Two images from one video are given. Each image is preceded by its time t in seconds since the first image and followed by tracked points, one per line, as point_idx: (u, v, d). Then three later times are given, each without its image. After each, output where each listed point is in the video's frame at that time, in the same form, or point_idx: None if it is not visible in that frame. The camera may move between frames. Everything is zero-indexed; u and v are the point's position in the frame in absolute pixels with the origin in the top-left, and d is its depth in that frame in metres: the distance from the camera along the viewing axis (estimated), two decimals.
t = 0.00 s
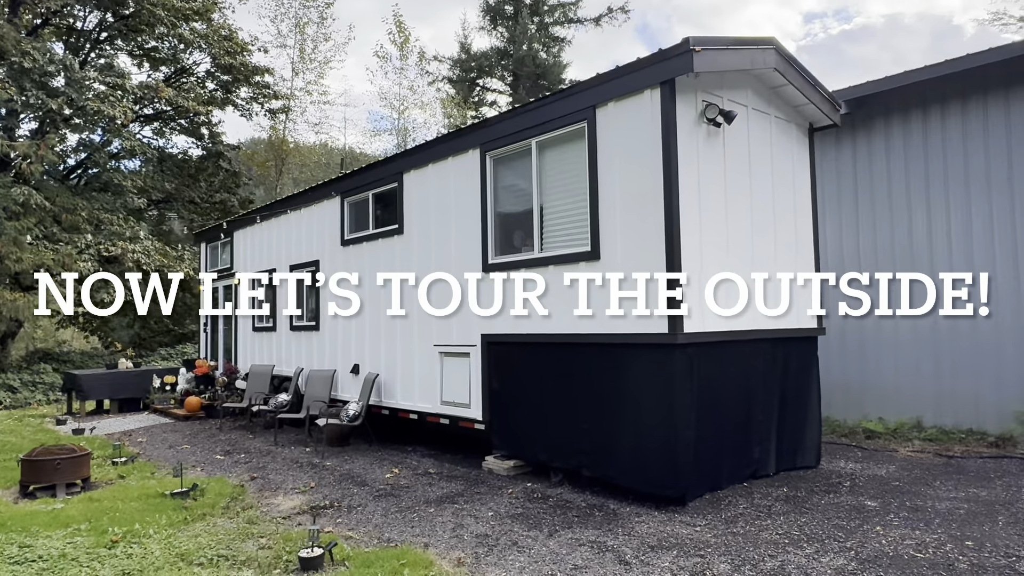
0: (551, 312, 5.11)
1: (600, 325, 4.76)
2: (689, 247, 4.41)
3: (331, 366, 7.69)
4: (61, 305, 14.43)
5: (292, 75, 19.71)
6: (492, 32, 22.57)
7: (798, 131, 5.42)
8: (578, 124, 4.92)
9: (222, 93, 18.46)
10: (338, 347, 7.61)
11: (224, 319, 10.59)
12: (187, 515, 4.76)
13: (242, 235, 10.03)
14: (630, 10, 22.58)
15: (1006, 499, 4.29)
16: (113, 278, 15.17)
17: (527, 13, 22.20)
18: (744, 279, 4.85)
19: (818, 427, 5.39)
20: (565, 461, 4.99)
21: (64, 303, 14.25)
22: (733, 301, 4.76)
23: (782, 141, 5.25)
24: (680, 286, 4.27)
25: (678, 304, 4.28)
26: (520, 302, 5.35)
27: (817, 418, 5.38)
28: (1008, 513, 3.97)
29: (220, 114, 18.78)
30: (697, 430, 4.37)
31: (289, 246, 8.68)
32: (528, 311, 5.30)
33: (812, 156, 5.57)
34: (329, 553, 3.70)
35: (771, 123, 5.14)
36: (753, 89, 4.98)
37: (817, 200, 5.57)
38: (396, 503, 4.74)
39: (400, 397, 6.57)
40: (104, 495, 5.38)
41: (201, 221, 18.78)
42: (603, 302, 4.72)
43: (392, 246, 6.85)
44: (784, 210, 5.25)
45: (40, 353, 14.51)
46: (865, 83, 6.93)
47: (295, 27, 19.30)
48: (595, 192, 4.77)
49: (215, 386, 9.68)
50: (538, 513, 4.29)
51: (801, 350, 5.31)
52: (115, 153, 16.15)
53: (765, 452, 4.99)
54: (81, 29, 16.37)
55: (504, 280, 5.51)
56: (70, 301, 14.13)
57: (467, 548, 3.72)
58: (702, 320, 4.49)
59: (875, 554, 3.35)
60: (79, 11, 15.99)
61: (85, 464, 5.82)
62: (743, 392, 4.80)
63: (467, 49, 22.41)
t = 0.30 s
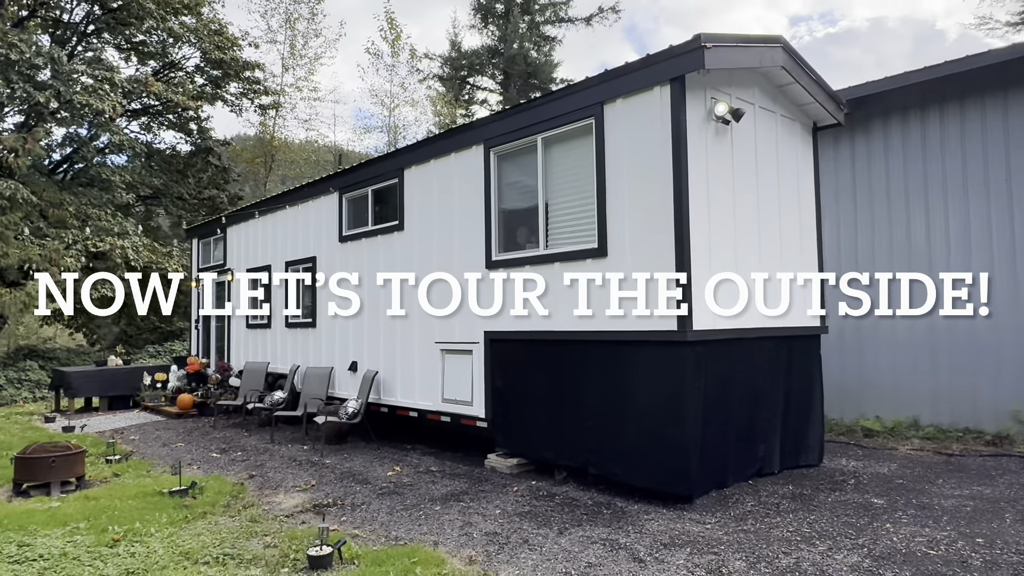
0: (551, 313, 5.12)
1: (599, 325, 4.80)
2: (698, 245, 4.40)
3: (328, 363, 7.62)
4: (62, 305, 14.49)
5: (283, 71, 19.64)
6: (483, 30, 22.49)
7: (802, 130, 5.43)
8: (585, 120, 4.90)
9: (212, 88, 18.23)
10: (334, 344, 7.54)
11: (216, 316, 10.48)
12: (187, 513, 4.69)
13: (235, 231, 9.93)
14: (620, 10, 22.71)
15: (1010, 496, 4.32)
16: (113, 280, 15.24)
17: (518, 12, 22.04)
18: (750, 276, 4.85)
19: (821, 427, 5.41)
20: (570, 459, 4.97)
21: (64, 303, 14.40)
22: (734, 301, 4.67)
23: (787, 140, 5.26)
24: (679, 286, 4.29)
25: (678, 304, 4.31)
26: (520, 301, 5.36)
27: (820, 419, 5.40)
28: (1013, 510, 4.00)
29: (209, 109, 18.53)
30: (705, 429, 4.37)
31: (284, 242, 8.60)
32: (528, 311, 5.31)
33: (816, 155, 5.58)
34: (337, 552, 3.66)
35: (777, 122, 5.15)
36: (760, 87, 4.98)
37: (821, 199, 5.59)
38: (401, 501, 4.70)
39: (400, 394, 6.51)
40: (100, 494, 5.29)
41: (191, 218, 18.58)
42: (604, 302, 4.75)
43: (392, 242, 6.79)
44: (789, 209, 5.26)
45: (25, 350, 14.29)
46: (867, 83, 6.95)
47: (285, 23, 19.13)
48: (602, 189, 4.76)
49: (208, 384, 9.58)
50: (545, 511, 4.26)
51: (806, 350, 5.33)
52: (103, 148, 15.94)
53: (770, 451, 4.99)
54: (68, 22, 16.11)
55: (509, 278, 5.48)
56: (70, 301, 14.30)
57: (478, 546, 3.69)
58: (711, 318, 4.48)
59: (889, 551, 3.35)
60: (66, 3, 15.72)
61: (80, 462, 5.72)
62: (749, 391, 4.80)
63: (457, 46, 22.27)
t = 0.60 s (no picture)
0: (551, 313, 5.16)
1: (599, 325, 4.84)
2: (708, 244, 4.43)
3: (327, 362, 7.59)
4: (61, 305, 14.50)
5: (273, 69, 19.50)
6: (473, 30, 21.71)
7: (807, 132, 5.49)
8: (594, 119, 4.92)
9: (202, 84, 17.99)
10: (333, 342, 7.51)
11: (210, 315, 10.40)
12: (193, 511, 4.64)
13: (230, 228, 9.89)
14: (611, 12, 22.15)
15: (1012, 494, 4.38)
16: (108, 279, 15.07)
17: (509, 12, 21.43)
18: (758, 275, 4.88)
19: (823, 427, 5.45)
20: (576, 457, 4.97)
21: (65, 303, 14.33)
22: (732, 300, 4.63)
23: (793, 141, 5.31)
24: (679, 286, 4.39)
25: (678, 304, 4.39)
26: (520, 301, 5.40)
27: (822, 420, 5.45)
28: (1018, 507, 4.06)
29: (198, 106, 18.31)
30: (712, 427, 4.39)
31: (282, 240, 8.56)
32: (528, 311, 5.35)
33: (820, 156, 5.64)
34: (352, 549, 3.63)
35: (783, 123, 5.20)
36: (767, 87, 5.02)
37: (824, 200, 5.64)
38: (409, 499, 4.68)
39: (401, 393, 6.49)
40: (101, 492, 5.22)
41: (180, 215, 18.40)
42: (604, 302, 4.80)
43: (394, 241, 6.77)
44: (794, 209, 5.31)
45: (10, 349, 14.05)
46: (870, 84, 6.99)
47: (276, 20, 18.96)
48: (611, 188, 4.78)
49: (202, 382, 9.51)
50: (556, 508, 4.27)
51: (810, 350, 5.38)
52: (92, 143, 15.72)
53: (774, 450, 5.02)
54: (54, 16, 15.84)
55: (514, 276, 5.47)
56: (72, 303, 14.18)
57: (493, 543, 3.68)
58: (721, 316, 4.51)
59: (903, 547, 3.38)
60: None
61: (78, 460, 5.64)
62: (755, 390, 4.83)
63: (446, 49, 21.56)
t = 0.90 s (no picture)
0: (552, 313, 5.21)
1: (601, 324, 4.90)
2: (715, 244, 4.47)
3: (325, 361, 7.57)
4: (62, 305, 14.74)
5: (263, 66, 19.27)
6: (463, 30, 22.01)
7: (807, 135, 5.57)
8: (601, 119, 4.95)
9: (191, 80, 17.77)
10: (331, 341, 7.50)
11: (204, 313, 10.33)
12: (198, 510, 4.62)
13: (224, 227, 9.89)
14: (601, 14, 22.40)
15: (1009, 491, 4.47)
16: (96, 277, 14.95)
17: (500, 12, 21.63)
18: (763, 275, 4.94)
19: (822, 427, 5.52)
20: (580, 456, 5.00)
21: (64, 304, 14.62)
22: (737, 300, 4.65)
23: (794, 144, 5.38)
24: (678, 286, 4.47)
25: (679, 305, 4.46)
26: (520, 301, 5.45)
27: (822, 420, 5.52)
28: (1015, 504, 4.14)
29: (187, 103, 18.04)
30: (718, 426, 4.43)
31: (279, 239, 8.55)
32: (531, 311, 5.38)
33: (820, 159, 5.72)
34: (364, 547, 3.64)
35: (785, 126, 5.26)
36: (770, 91, 5.09)
37: (824, 202, 5.72)
38: (415, 497, 4.69)
39: (402, 392, 6.49)
40: (102, 491, 5.19)
41: (168, 213, 18.21)
42: (604, 302, 4.87)
43: (395, 239, 6.76)
44: (795, 212, 5.39)
45: None
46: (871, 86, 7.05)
47: (266, 18, 18.79)
48: (617, 187, 4.81)
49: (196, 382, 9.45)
50: (564, 506, 4.29)
51: (810, 351, 5.44)
52: (80, 140, 15.50)
53: (776, 449, 5.08)
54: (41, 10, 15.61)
55: (518, 275, 5.49)
56: (70, 302, 14.58)
57: (505, 540, 3.70)
58: (728, 312, 4.55)
59: (909, 543, 3.44)
60: None
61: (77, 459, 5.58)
62: (757, 389, 4.88)
63: (436, 48, 21.76)
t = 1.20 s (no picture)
0: (557, 312, 5.26)
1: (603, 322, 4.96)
2: (726, 243, 4.51)
3: (327, 360, 7.56)
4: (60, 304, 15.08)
5: (256, 65, 19.10)
6: (456, 30, 22.43)
7: (812, 137, 5.62)
8: (612, 119, 4.97)
9: (183, 78, 17.51)
10: (333, 340, 7.49)
11: (202, 311, 10.27)
12: (208, 509, 4.60)
13: (222, 226, 9.85)
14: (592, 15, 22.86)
15: (1013, 488, 4.54)
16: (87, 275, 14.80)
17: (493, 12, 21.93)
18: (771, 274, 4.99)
19: (826, 425, 5.57)
20: (589, 455, 5.03)
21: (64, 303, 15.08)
22: (746, 300, 4.69)
23: (801, 145, 5.43)
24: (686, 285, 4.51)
25: (681, 305, 4.53)
26: (526, 301, 5.49)
27: (827, 418, 5.58)
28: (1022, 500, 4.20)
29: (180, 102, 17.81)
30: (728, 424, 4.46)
31: (279, 238, 8.52)
32: (539, 311, 5.39)
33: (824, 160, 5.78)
34: (382, 545, 3.65)
35: (792, 127, 5.31)
36: (778, 92, 5.13)
37: (828, 202, 5.78)
38: (426, 496, 4.69)
39: (406, 391, 6.49)
40: (108, 491, 5.15)
41: (160, 211, 18.06)
42: (605, 301, 4.94)
43: (399, 239, 6.76)
44: (802, 211, 5.44)
45: None
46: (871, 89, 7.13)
47: (259, 16, 18.56)
48: (628, 187, 4.84)
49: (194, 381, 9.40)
50: (577, 504, 4.31)
51: (816, 350, 5.50)
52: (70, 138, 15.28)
53: (783, 447, 5.12)
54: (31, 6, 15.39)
55: (526, 275, 5.51)
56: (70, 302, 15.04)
57: (522, 538, 3.72)
58: (739, 311, 4.59)
59: (923, 539, 3.49)
60: None
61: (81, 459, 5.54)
62: (765, 388, 4.92)
63: (428, 45, 22.10)
